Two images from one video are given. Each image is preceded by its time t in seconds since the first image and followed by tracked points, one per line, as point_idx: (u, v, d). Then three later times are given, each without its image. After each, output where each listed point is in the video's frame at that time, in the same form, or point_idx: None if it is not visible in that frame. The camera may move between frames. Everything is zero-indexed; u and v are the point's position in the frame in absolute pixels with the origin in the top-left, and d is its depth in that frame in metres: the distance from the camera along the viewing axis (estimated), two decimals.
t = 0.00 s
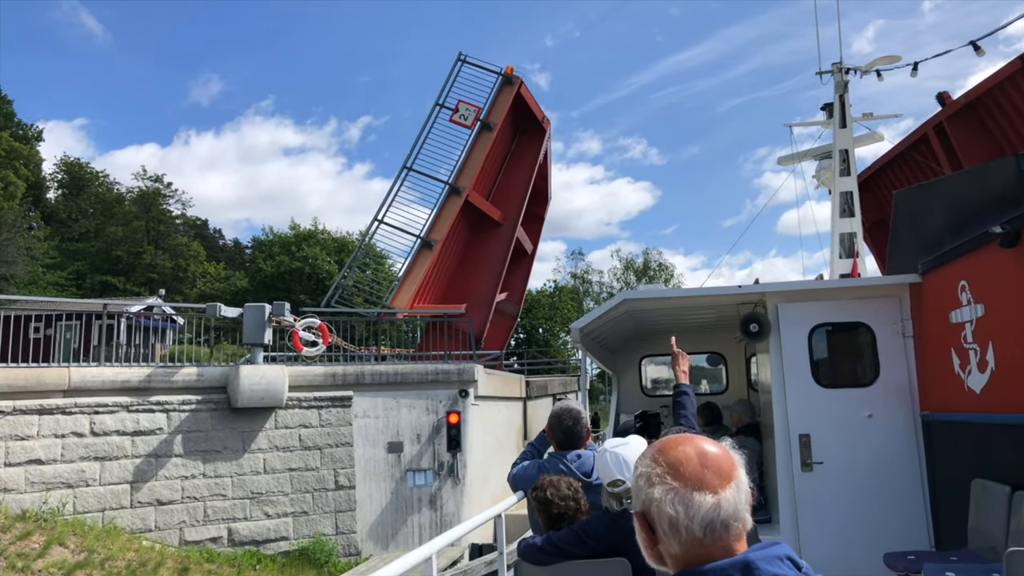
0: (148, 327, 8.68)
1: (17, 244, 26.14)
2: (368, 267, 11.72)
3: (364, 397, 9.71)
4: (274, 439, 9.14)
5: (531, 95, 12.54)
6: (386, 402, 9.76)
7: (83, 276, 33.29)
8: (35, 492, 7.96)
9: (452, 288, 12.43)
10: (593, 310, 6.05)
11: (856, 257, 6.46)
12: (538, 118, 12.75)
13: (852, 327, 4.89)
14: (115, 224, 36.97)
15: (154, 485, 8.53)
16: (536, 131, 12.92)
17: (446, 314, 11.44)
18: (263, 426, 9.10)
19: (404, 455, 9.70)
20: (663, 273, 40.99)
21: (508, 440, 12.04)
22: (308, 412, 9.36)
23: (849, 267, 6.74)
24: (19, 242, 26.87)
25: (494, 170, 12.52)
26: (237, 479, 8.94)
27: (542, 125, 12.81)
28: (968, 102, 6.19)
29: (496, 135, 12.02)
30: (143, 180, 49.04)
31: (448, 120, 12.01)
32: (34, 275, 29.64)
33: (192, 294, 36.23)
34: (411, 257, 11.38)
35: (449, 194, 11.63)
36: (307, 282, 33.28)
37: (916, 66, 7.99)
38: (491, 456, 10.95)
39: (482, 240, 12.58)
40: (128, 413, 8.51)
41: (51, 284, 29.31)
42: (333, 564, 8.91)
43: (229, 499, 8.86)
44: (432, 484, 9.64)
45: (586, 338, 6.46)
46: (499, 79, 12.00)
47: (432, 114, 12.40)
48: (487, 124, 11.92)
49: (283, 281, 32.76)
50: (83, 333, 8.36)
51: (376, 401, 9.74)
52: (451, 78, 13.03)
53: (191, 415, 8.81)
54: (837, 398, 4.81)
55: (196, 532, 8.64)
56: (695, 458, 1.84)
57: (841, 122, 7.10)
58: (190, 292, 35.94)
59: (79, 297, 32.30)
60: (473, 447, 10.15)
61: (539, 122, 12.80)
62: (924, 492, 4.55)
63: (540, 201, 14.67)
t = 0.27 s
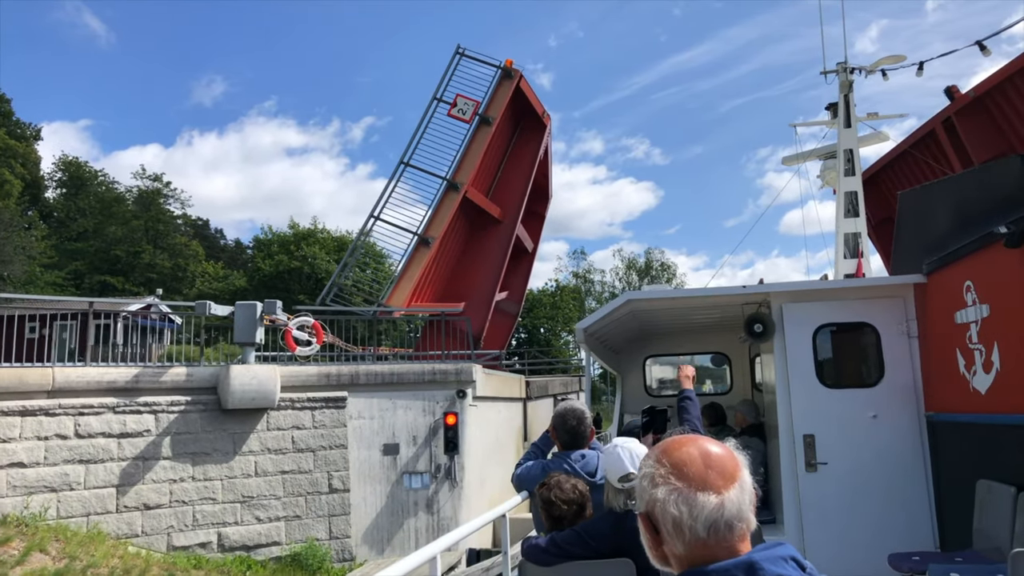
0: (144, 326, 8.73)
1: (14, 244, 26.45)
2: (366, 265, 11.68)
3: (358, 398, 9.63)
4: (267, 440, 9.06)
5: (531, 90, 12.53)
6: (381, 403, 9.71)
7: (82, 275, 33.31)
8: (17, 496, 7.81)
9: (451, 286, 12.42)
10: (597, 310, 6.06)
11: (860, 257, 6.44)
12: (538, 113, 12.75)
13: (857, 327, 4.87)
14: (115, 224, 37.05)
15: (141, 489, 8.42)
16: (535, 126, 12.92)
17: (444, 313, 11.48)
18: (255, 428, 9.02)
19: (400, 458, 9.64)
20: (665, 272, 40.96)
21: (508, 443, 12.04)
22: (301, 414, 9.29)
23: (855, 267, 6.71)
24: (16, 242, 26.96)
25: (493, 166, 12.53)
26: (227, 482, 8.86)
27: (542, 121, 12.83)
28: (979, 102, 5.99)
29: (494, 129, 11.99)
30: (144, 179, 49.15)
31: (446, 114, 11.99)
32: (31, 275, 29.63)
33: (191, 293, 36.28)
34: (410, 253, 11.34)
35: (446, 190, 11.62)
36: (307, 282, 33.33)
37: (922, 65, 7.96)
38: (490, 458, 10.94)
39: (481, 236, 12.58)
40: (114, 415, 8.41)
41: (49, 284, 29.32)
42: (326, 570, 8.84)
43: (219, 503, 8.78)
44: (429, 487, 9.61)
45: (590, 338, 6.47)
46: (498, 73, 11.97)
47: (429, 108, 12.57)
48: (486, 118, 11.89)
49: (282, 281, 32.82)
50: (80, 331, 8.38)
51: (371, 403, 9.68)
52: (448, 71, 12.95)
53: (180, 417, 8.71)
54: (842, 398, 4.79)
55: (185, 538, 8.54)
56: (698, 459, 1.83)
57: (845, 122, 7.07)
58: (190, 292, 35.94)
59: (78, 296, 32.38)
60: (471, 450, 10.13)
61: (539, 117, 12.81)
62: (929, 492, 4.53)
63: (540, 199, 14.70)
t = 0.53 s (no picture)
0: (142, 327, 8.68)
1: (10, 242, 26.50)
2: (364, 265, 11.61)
3: (352, 399, 9.35)
4: (257, 443, 8.78)
5: (530, 84, 12.48)
6: (376, 404, 9.42)
7: (81, 276, 33.17)
8: None
9: (450, 284, 12.41)
10: (601, 310, 6.08)
11: (865, 258, 6.48)
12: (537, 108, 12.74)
13: (862, 328, 4.87)
14: (114, 223, 36.96)
15: (126, 494, 8.19)
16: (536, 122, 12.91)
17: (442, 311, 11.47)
18: (245, 430, 8.75)
19: (395, 460, 9.34)
20: (668, 272, 40.87)
21: (507, 445, 11.82)
22: (293, 415, 9.00)
23: (859, 267, 6.74)
24: (13, 241, 26.90)
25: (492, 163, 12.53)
26: (216, 485, 8.57)
27: (543, 116, 12.79)
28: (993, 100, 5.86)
29: (493, 124, 11.94)
30: (143, 178, 49.11)
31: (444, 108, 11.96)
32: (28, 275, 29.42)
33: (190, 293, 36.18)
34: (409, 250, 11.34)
35: (445, 185, 11.59)
36: (306, 282, 33.27)
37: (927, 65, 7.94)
38: (490, 461, 10.71)
39: (481, 233, 12.56)
40: (99, 417, 8.18)
41: (47, 283, 29.17)
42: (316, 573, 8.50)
43: (208, 507, 8.50)
44: (425, 491, 9.28)
45: (594, 338, 6.48)
46: (497, 67, 11.93)
47: (427, 102, 12.60)
48: (483, 113, 11.85)
49: (281, 280, 32.76)
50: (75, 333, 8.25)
51: (365, 404, 9.38)
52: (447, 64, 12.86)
53: (168, 418, 8.48)
54: (846, 399, 4.79)
55: (172, 543, 8.28)
56: (702, 461, 1.83)
57: (849, 122, 7.06)
58: (189, 292, 35.79)
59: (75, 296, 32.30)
60: (469, 452, 9.80)
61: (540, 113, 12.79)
62: (934, 493, 4.53)
63: (540, 197, 14.70)
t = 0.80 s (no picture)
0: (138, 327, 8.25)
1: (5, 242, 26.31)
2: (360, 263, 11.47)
3: (346, 401, 9.05)
4: (247, 446, 8.42)
5: (529, 78, 12.45)
6: (371, 406, 9.15)
7: (78, 276, 32.96)
8: None
9: (448, 283, 12.45)
10: (606, 310, 6.06)
11: (870, 258, 6.48)
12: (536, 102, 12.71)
13: (866, 328, 4.85)
14: (113, 223, 36.81)
15: (110, 498, 7.74)
16: (535, 118, 12.92)
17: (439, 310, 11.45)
18: (235, 432, 8.37)
19: (390, 463, 9.11)
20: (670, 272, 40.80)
21: (507, 447, 11.67)
22: (285, 416, 8.66)
23: (864, 268, 6.71)
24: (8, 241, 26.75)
25: (491, 159, 12.52)
26: (204, 490, 8.17)
27: (543, 112, 12.84)
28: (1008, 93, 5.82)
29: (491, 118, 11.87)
30: (142, 178, 49.01)
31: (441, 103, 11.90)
32: (23, 275, 29.15)
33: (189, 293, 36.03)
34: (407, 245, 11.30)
35: (442, 181, 11.59)
36: (305, 282, 33.18)
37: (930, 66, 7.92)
38: (489, 464, 10.57)
39: (480, 232, 12.61)
40: (83, 418, 7.74)
41: (44, 283, 28.96)
42: None
43: (196, 512, 8.10)
44: (421, 495, 9.09)
45: (598, 338, 6.46)
46: (496, 60, 11.89)
47: (424, 97, 12.56)
48: (482, 107, 11.78)
49: (279, 280, 32.67)
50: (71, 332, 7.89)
51: (359, 405, 9.10)
52: (444, 58, 12.80)
53: (155, 420, 8.07)
54: (851, 400, 4.77)
55: (158, 550, 7.87)
56: (703, 462, 1.82)
57: (854, 123, 7.03)
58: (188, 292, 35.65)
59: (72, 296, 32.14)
60: (468, 454, 9.69)
61: (539, 108, 12.81)
62: (938, 495, 4.51)
63: (541, 195, 14.69)
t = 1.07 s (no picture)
0: (133, 327, 8.17)
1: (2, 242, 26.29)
2: (348, 266, 11.48)
3: (339, 403, 8.97)
4: (237, 448, 8.32)
5: (528, 73, 12.34)
6: (365, 407, 9.07)
7: (77, 277, 33.03)
8: None
9: (445, 282, 12.46)
10: (609, 311, 6.06)
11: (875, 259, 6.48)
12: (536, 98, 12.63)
13: (870, 329, 4.83)
14: (114, 223, 36.85)
15: (93, 503, 7.66)
16: (535, 114, 12.85)
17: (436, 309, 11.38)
18: (223, 434, 8.26)
19: (384, 467, 9.02)
20: (672, 272, 40.74)
21: (506, 450, 11.59)
22: (276, 419, 8.56)
23: (868, 269, 6.70)
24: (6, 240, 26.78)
25: (490, 155, 12.44)
26: (192, 494, 8.07)
27: (542, 108, 12.77)
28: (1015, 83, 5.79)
29: (489, 113, 11.75)
30: (143, 178, 49.07)
31: (438, 97, 11.80)
32: (20, 275, 29.08)
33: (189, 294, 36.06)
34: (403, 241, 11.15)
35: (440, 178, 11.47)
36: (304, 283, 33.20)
37: (935, 66, 7.89)
38: (487, 467, 10.47)
39: (479, 229, 12.59)
40: (65, 421, 7.65)
41: (42, 283, 29.01)
42: None
43: (183, 517, 8.00)
44: (416, 499, 8.99)
45: (601, 339, 6.46)
46: (494, 54, 11.78)
47: (421, 91, 12.50)
48: (480, 102, 11.68)
49: (279, 280, 32.70)
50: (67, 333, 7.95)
51: (353, 407, 9.03)
52: (441, 53, 12.72)
53: (140, 423, 7.98)
54: (855, 401, 4.75)
55: (143, 557, 7.79)
56: (706, 463, 1.81)
57: (858, 123, 7.01)
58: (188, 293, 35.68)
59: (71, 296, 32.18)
60: (467, 456, 9.64)
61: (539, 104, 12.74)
62: (943, 496, 4.48)
63: (541, 193, 14.68)
